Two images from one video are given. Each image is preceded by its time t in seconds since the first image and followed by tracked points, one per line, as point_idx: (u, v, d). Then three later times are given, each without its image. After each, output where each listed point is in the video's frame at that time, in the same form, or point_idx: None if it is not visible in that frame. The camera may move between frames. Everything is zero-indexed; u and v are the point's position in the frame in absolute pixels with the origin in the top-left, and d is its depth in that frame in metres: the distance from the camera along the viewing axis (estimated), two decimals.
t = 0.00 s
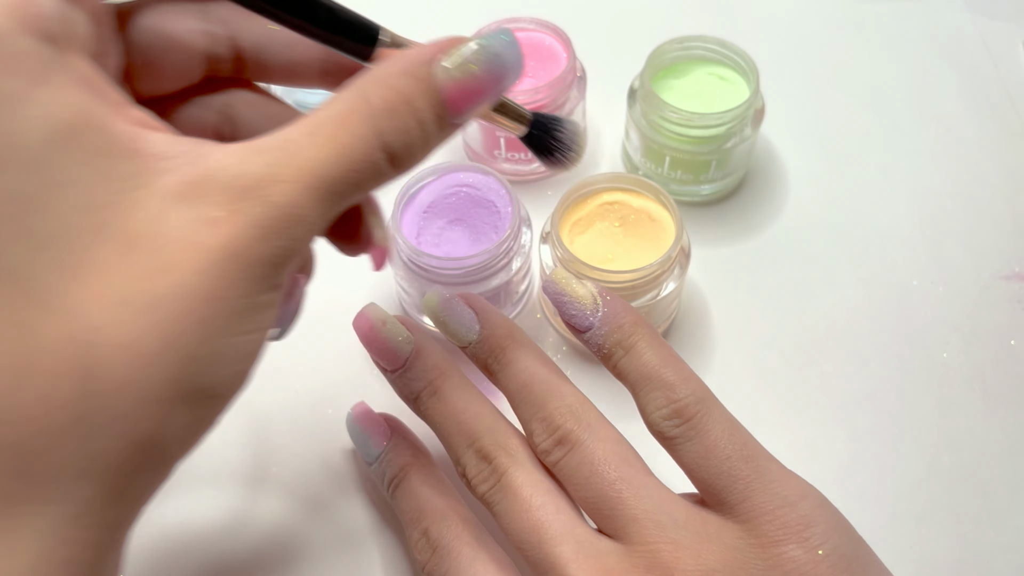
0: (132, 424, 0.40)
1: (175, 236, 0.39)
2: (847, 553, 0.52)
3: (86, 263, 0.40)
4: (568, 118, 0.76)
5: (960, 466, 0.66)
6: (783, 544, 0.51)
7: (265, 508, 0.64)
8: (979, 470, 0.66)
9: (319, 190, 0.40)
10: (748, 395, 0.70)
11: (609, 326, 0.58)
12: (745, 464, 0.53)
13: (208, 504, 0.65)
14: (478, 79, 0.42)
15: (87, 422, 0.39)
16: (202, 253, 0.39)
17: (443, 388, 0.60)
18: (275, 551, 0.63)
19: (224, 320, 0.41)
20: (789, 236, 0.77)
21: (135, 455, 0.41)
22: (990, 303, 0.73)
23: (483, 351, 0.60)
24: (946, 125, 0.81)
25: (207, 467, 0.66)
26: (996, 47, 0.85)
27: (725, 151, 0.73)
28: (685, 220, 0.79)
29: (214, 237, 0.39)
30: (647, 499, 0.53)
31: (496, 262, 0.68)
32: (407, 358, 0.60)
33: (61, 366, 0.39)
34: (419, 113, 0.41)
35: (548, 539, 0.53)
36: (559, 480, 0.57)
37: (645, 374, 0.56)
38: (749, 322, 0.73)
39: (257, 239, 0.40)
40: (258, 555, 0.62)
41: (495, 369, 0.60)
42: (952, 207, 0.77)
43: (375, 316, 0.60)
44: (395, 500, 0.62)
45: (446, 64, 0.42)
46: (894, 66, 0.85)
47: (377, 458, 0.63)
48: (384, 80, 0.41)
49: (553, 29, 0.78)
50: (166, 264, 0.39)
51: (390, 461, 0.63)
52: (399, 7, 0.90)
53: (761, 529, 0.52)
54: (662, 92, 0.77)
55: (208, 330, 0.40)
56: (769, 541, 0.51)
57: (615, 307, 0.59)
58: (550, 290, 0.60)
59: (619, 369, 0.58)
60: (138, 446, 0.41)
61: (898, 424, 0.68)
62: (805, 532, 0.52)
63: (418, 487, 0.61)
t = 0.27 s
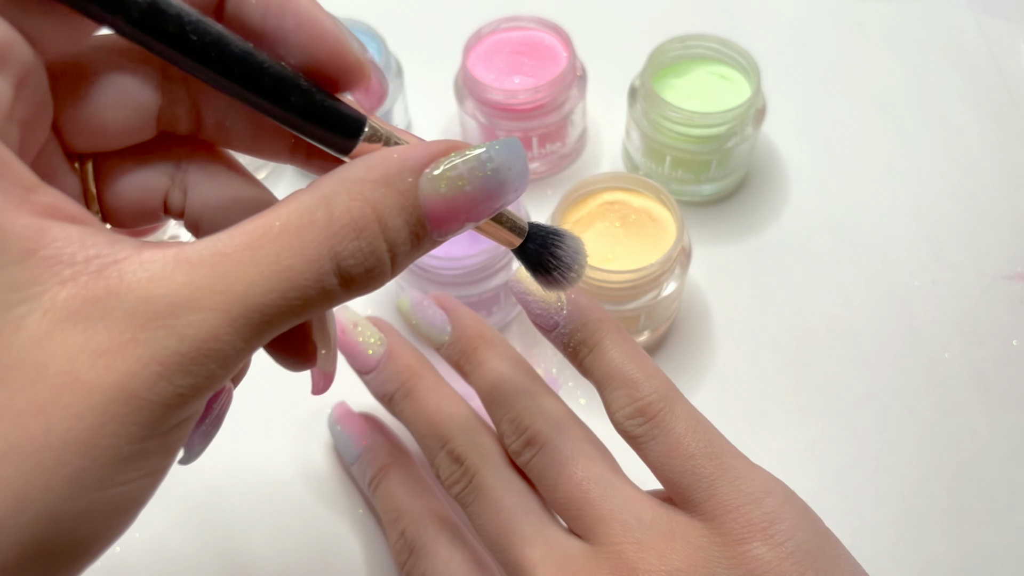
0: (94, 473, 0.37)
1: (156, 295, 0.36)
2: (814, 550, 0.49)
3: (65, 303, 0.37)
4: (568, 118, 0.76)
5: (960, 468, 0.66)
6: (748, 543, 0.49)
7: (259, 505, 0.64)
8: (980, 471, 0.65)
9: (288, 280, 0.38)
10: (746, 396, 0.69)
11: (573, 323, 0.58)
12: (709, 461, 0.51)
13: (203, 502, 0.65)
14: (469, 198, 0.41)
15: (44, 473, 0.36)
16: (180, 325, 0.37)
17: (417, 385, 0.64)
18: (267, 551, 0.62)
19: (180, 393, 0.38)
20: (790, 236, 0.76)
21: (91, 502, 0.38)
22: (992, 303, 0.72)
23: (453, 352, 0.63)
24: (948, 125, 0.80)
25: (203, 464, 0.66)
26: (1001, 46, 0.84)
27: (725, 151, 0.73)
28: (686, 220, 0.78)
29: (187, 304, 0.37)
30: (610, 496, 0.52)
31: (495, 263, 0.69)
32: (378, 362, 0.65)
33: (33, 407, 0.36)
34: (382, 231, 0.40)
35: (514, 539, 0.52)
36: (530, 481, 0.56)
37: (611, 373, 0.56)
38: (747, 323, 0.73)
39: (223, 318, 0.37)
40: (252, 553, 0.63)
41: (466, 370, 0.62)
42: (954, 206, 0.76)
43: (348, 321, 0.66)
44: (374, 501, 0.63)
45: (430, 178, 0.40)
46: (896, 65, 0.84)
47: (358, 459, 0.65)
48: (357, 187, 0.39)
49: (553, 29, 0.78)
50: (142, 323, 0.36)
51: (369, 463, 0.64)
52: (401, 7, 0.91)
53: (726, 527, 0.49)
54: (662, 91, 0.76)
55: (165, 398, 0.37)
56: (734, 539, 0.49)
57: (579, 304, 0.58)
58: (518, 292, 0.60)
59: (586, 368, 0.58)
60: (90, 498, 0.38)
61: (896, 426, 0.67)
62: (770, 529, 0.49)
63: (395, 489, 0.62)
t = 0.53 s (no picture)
0: (114, 463, 0.37)
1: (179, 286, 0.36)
2: (815, 551, 0.49)
3: (89, 292, 0.36)
4: (568, 118, 0.76)
5: (961, 468, 0.65)
6: (749, 544, 0.48)
7: (258, 505, 0.64)
8: (981, 471, 0.65)
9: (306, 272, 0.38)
10: (746, 396, 0.69)
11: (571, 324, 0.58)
12: (709, 461, 0.51)
13: (202, 502, 0.65)
14: (484, 196, 0.41)
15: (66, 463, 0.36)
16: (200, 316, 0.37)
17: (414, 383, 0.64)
18: (267, 552, 0.62)
19: (200, 384, 0.38)
20: (790, 236, 0.76)
21: (111, 492, 0.38)
22: (993, 303, 0.72)
23: (451, 351, 0.63)
24: (949, 124, 0.80)
25: (202, 464, 0.66)
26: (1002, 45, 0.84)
27: (725, 150, 0.73)
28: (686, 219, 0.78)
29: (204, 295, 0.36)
30: (610, 496, 0.51)
31: (494, 265, 0.69)
32: (375, 361, 0.64)
33: (56, 398, 0.36)
34: (398, 227, 0.40)
35: (514, 540, 0.52)
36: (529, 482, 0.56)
37: (610, 374, 0.56)
38: (748, 323, 0.72)
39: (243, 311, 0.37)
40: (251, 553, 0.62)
41: (464, 368, 0.62)
42: (955, 205, 0.76)
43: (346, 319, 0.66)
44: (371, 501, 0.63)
45: (447, 175, 0.41)
46: (897, 65, 0.84)
47: (354, 459, 0.65)
48: (375, 182, 0.39)
49: (553, 28, 0.78)
50: (164, 314, 0.36)
51: (367, 463, 0.64)
52: (400, 6, 0.91)
53: (726, 528, 0.49)
54: (662, 91, 0.76)
55: (187, 390, 0.37)
56: (735, 541, 0.49)
57: (577, 304, 0.58)
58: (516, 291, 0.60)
59: (584, 368, 0.57)
60: (110, 489, 0.38)
61: (897, 426, 0.67)
62: (770, 530, 0.49)
63: (392, 490, 0.62)
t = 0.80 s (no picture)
0: (97, 438, 0.38)
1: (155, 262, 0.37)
2: (817, 555, 0.49)
3: (68, 272, 0.37)
4: (568, 118, 0.76)
5: (961, 468, 0.65)
6: (751, 548, 0.49)
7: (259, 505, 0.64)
8: (981, 471, 0.65)
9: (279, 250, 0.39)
10: (747, 397, 0.69)
11: (573, 327, 0.57)
12: (711, 465, 0.51)
13: (202, 503, 0.65)
14: (454, 172, 0.42)
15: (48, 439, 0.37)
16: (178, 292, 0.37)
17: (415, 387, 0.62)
18: (267, 553, 0.62)
19: (179, 361, 0.39)
20: (790, 236, 0.76)
21: (95, 468, 0.39)
22: (993, 303, 0.72)
23: (451, 352, 0.62)
24: (949, 124, 0.80)
25: (202, 465, 0.66)
26: (1003, 45, 0.84)
27: (725, 150, 0.72)
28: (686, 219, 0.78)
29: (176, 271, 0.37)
30: (612, 500, 0.52)
31: (494, 266, 0.69)
32: (375, 360, 0.63)
33: (38, 372, 0.36)
34: (371, 204, 0.40)
35: (515, 541, 0.52)
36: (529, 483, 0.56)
37: (612, 375, 0.55)
38: (748, 323, 0.72)
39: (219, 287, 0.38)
40: (252, 553, 0.62)
41: (464, 370, 0.62)
42: (956, 205, 0.76)
43: (345, 318, 0.65)
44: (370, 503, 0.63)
45: (418, 153, 0.41)
46: (897, 65, 0.84)
47: (353, 460, 0.64)
48: (346, 159, 0.40)
49: (554, 28, 0.78)
50: (142, 292, 0.37)
51: (365, 464, 0.64)
52: (400, 6, 0.91)
53: (728, 532, 0.49)
54: (662, 90, 0.76)
55: (167, 366, 0.38)
56: (737, 545, 0.49)
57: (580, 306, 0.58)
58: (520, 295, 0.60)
59: (586, 371, 0.57)
60: (95, 464, 0.38)
61: (898, 426, 0.67)
62: (771, 534, 0.49)
63: (391, 491, 0.62)
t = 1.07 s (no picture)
0: (80, 425, 0.39)
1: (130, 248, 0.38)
2: (821, 553, 0.50)
3: (44, 257, 0.39)
4: (568, 118, 0.76)
5: (961, 468, 0.65)
6: (755, 545, 0.49)
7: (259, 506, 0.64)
8: (982, 471, 0.65)
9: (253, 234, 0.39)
10: (748, 397, 0.69)
11: (575, 323, 0.57)
12: (716, 461, 0.51)
13: (202, 504, 0.64)
14: (430, 152, 0.42)
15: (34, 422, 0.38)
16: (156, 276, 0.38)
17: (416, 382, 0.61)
18: (270, 552, 0.63)
19: (162, 345, 0.40)
20: (790, 236, 0.76)
21: (77, 455, 0.40)
22: (992, 303, 0.72)
23: (451, 347, 0.61)
24: (949, 124, 0.80)
25: (202, 465, 0.66)
26: (1002, 45, 0.84)
27: (725, 150, 0.73)
28: (686, 220, 0.78)
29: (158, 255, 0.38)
30: (614, 497, 0.52)
31: (495, 265, 0.68)
32: (375, 355, 0.62)
33: (13, 359, 0.38)
34: (349, 185, 0.40)
35: (517, 540, 0.53)
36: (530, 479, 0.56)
37: (615, 370, 0.55)
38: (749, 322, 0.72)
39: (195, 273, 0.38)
40: (253, 554, 0.62)
41: (464, 365, 0.60)
42: (955, 206, 0.76)
43: (345, 313, 0.63)
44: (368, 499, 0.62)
45: (394, 132, 0.41)
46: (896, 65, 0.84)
47: (351, 456, 0.64)
48: (323, 140, 0.40)
49: (554, 28, 0.78)
50: (123, 275, 0.38)
51: (363, 460, 0.63)
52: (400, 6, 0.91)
53: (732, 529, 0.50)
54: (662, 91, 0.76)
55: (146, 351, 0.39)
56: (741, 542, 0.49)
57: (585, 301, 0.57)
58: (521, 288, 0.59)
59: (588, 365, 0.56)
60: (78, 451, 0.40)
61: (898, 425, 0.67)
62: (775, 531, 0.50)
63: (391, 487, 0.62)
